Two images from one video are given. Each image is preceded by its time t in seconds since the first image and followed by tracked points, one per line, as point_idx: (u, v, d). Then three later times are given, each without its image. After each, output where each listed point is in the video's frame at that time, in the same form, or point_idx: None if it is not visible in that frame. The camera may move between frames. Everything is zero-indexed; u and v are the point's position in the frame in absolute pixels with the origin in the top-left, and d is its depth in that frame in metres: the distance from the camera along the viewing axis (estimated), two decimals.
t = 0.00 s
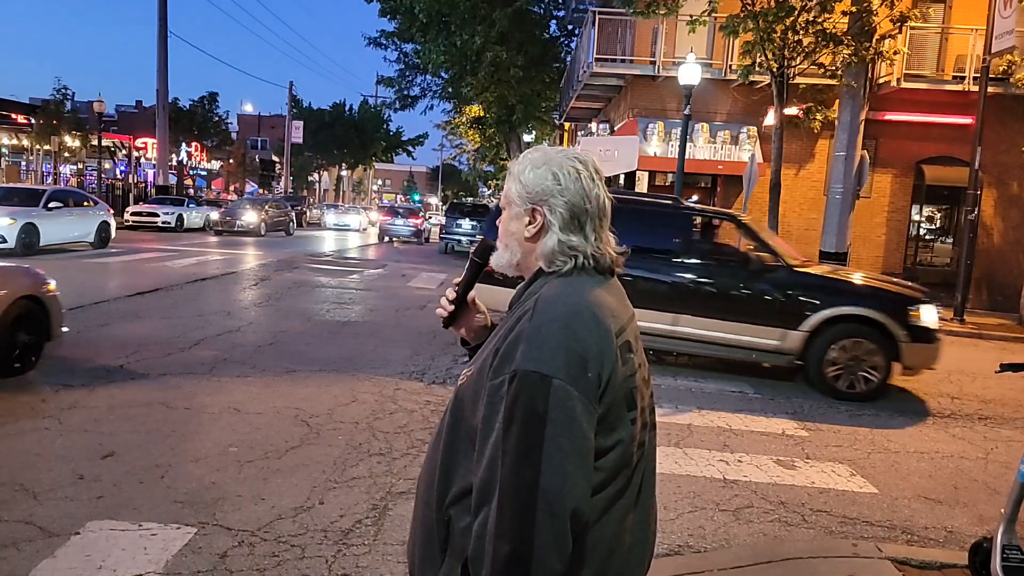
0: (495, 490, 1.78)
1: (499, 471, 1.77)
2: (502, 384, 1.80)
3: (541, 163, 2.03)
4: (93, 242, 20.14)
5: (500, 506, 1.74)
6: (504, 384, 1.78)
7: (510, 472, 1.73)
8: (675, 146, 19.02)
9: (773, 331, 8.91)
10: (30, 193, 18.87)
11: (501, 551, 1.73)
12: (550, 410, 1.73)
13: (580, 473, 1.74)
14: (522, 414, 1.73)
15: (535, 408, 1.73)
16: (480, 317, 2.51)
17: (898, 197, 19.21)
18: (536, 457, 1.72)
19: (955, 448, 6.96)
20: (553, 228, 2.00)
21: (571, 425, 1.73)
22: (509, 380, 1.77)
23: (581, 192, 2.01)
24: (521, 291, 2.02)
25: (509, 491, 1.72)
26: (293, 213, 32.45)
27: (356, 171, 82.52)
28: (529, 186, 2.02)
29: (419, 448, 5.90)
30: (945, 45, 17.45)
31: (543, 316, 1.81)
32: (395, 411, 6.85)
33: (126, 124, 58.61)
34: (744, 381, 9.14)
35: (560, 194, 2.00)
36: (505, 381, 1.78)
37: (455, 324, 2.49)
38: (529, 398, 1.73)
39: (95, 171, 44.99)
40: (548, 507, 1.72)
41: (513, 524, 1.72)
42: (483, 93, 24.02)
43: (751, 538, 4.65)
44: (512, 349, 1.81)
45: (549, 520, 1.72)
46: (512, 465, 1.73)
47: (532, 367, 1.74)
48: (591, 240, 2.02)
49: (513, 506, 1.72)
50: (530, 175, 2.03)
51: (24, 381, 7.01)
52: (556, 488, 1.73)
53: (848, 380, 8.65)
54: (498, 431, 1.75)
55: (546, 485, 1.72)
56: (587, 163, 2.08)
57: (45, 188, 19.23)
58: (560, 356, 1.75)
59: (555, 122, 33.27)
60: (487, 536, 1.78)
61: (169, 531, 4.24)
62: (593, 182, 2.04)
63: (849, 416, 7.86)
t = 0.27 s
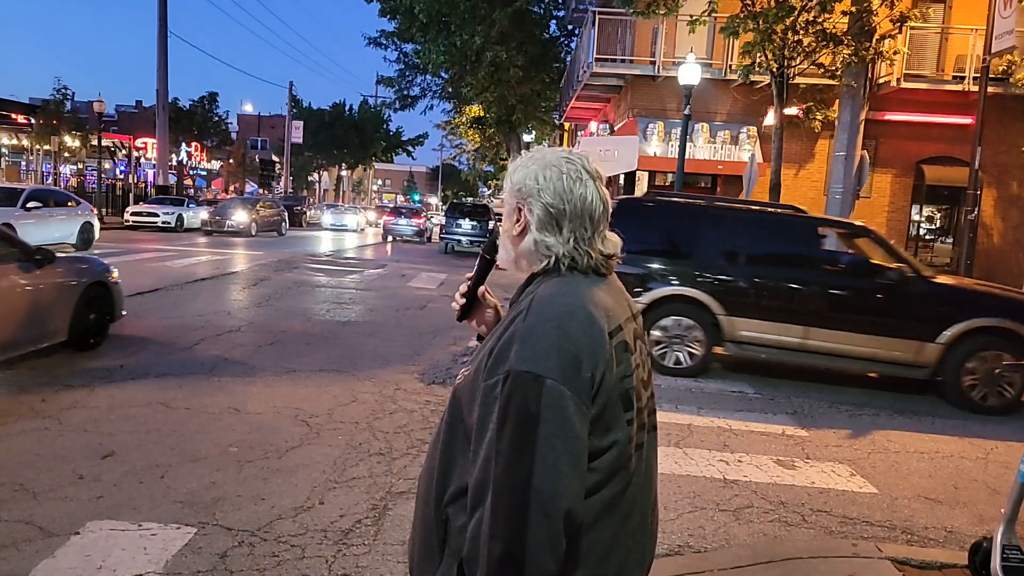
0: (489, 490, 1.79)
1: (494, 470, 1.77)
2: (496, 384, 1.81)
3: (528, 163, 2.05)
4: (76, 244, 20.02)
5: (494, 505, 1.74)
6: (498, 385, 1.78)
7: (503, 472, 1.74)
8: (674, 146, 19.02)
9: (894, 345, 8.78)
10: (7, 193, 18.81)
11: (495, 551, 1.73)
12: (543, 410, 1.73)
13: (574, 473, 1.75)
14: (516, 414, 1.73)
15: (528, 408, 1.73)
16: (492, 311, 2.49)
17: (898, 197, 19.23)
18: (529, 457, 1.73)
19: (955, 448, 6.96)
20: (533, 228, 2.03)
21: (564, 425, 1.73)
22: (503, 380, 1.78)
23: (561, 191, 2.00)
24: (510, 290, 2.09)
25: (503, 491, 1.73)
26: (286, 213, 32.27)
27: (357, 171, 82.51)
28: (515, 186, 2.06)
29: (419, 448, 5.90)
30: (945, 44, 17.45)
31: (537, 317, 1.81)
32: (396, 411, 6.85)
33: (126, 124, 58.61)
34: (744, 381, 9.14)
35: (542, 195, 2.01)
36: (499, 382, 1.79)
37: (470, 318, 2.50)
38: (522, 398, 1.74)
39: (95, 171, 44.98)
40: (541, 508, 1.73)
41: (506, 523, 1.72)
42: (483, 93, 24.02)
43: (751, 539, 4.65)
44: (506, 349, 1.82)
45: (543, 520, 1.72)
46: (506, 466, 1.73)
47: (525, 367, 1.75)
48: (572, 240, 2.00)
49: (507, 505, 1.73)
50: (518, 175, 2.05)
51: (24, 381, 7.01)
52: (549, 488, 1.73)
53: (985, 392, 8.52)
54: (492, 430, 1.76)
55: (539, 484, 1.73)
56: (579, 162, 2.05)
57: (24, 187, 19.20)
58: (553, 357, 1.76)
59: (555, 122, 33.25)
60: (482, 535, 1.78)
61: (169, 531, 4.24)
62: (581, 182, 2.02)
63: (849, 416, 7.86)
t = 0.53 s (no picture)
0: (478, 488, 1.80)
1: (483, 467, 1.78)
2: (485, 382, 1.82)
3: (525, 163, 2.07)
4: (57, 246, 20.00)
5: (482, 503, 1.75)
6: (488, 382, 1.80)
7: (491, 470, 1.74)
8: (675, 146, 19.03)
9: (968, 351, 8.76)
10: None
11: (481, 547, 1.74)
12: (529, 408, 1.74)
13: (559, 473, 1.75)
14: (502, 412, 1.74)
15: (515, 406, 1.74)
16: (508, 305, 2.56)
17: (898, 197, 19.23)
18: (515, 455, 1.73)
19: (955, 448, 6.96)
20: (527, 228, 2.04)
21: (550, 424, 1.73)
22: (492, 378, 1.79)
23: (554, 190, 2.01)
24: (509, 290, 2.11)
25: (490, 488, 1.74)
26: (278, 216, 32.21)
27: (357, 171, 82.72)
28: (512, 186, 2.08)
29: (419, 448, 5.90)
30: (945, 44, 17.44)
31: (526, 316, 1.82)
32: (395, 411, 6.85)
33: (126, 124, 58.58)
34: (744, 381, 9.15)
35: (535, 195, 2.02)
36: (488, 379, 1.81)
37: (489, 309, 2.56)
38: (510, 396, 1.74)
39: (95, 171, 44.96)
40: (527, 506, 1.73)
41: (492, 521, 1.73)
42: (483, 93, 24.01)
43: (751, 539, 4.65)
44: (496, 347, 1.83)
45: (528, 519, 1.73)
46: (493, 464, 1.74)
47: (513, 366, 1.76)
48: (564, 240, 2.00)
49: (493, 503, 1.73)
50: (515, 175, 2.07)
51: (25, 381, 7.02)
52: (535, 487, 1.73)
53: None
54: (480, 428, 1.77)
55: (525, 482, 1.73)
56: (576, 161, 2.05)
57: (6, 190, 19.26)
58: (540, 356, 1.76)
59: (555, 122, 33.25)
60: (470, 532, 1.80)
61: (169, 531, 4.24)
62: (576, 182, 2.02)
63: (849, 416, 7.86)
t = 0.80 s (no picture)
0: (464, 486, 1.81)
1: (469, 464, 1.79)
2: (475, 379, 1.83)
3: (526, 163, 2.07)
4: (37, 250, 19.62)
5: (467, 500, 1.76)
6: (476, 380, 1.81)
7: (476, 468, 1.75)
8: (675, 146, 19.03)
9: None
10: None
11: (465, 544, 1.75)
12: (514, 407, 1.74)
13: (544, 473, 1.75)
14: (488, 411, 1.75)
15: (501, 405, 1.74)
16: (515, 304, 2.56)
17: (898, 197, 19.23)
18: (499, 453, 1.74)
19: (955, 448, 6.96)
20: (526, 228, 2.04)
21: (536, 424, 1.74)
22: (481, 377, 1.80)
23: (553, 190, 2.01)
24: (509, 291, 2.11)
25: (475, 486, 1.75)
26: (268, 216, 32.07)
27: (357, 171, 82.73)
28: (513, 187, 2.08)
29: (418, 448, 5.90)
30: (945, 44, 17.44)
31: (514, 316, 1.83)
32: (395, 411, 6.85)
33: (126, 124, 58.52)
34: (744, 380, 9.15)
35: (535, 195, 2.02)
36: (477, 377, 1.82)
37: (497, 308, 2.55)
38: (496, 394, 1.75)
39: (95, 171, 44.94)
40: (511, 505, 1.73)
41: (476, 519, 1.74)
42: (483, 93, 24.02)
43: (751, 539, 4.65)
44: (486, 345, 1.84)
45: (511, 519, 1.74)
46: (478, 462, 1.75)
47: (501, 365, 1.77)
48: (563, 240, 2.00)
49: (478, 501, 1.74)
50: (515, 175, 2.07)
51: (24, 381, 7.02)
52: (519, 487, 1.73)
53: None
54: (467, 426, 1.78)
55: (509, 481, 1.74)
56: (576, 162, 2.05)
57: None
58: (528, 355, 1.77)
59: (555, 122, 33.27)
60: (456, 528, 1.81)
61: (169, 531, 4.24)
62: (576, 182, 2.02)
63: (849, 416, 7.86)
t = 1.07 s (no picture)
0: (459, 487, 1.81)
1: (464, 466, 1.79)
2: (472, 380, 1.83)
3: (529, 163, 2.07)
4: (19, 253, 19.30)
5: (461, 502, 1.76)
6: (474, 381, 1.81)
7: (472, 469, 1.75)
8: (675, 146, 19.03)
9: None
10: None
11: (458, 545, 1.75)
12: (513, 409, 1.74)
13: (540, 477, 1.75)
14: (485, 411, 1.75)
15: (498, 406, 1.74)
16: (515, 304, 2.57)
17: (898, 197, 19.23)
18: (496, 456, 1.74)
19: (955, 448, 6.96)
20: (529, 228, 2.04)
21: (533, 428, 1.73)
22: (479, 378, 1.80)
23: (558, 191, 2.01)
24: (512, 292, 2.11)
25: (470, 487, 1.75)
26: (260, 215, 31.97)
27: (357, 171, 82.78)
28: (516, 186, 2.08)
29: (418, 448, 5.89)
30: (945, 44, 17.44)
31: (513, 317, 1.83)
32: (396, 411, 6.85)
33: (126, 124, 58.48)
34: (744, 380, 9.14)
35: (539, 195, 2.02)
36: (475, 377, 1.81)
37: (500, 307, 2.56)
38: (494, 395, 1.75)
39: (95, 171, 44.94)
40: (506, 508, 1.74)
41: (470, 521, 1.74)
42: (483, 93, 24.02)
43: (751, 539, 4.65)
44: (485, 346, 1.84)
45: (506, 521, 1.74)
46: (474, 463, 1.75)
47: (499, 367, 1.76)
48: (567, 241, 2.00)
49: (471, 502, 1.74)
50: (518, 175, 2.07)
51: (24, 381, 7.01)
52: (514, 490, 1.74)
53: None
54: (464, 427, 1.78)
55: (505, 485, 1.74)
56: (580, 162, 2.05)
57: None
58: (527, 357, 1.76)
59: (555, 122, 33.28)
60: (450, 529, 1.81)
61: (168, 531, 4.24)
62: (580, 182, 2.02)
63: (849, 416, 7.86)
